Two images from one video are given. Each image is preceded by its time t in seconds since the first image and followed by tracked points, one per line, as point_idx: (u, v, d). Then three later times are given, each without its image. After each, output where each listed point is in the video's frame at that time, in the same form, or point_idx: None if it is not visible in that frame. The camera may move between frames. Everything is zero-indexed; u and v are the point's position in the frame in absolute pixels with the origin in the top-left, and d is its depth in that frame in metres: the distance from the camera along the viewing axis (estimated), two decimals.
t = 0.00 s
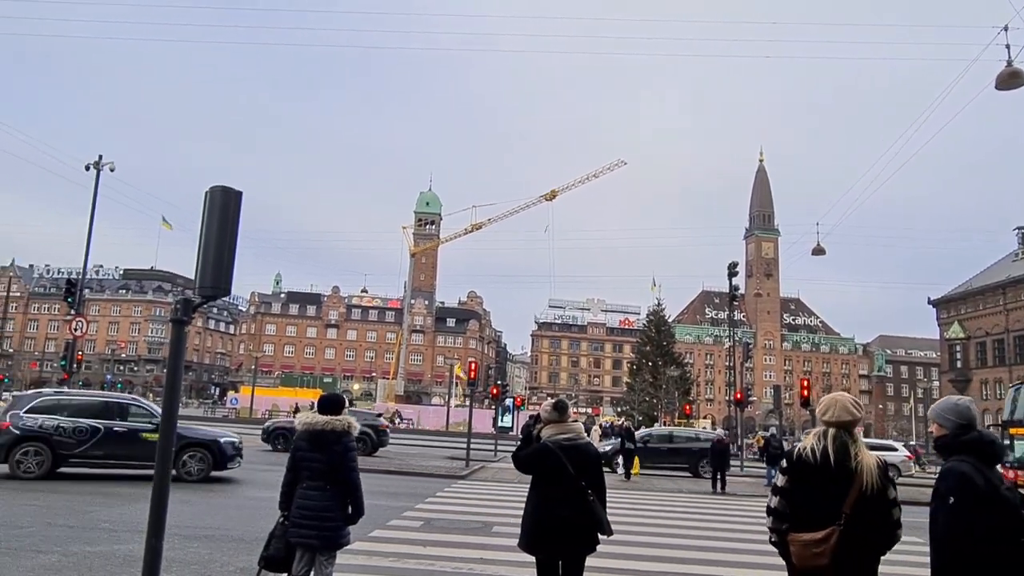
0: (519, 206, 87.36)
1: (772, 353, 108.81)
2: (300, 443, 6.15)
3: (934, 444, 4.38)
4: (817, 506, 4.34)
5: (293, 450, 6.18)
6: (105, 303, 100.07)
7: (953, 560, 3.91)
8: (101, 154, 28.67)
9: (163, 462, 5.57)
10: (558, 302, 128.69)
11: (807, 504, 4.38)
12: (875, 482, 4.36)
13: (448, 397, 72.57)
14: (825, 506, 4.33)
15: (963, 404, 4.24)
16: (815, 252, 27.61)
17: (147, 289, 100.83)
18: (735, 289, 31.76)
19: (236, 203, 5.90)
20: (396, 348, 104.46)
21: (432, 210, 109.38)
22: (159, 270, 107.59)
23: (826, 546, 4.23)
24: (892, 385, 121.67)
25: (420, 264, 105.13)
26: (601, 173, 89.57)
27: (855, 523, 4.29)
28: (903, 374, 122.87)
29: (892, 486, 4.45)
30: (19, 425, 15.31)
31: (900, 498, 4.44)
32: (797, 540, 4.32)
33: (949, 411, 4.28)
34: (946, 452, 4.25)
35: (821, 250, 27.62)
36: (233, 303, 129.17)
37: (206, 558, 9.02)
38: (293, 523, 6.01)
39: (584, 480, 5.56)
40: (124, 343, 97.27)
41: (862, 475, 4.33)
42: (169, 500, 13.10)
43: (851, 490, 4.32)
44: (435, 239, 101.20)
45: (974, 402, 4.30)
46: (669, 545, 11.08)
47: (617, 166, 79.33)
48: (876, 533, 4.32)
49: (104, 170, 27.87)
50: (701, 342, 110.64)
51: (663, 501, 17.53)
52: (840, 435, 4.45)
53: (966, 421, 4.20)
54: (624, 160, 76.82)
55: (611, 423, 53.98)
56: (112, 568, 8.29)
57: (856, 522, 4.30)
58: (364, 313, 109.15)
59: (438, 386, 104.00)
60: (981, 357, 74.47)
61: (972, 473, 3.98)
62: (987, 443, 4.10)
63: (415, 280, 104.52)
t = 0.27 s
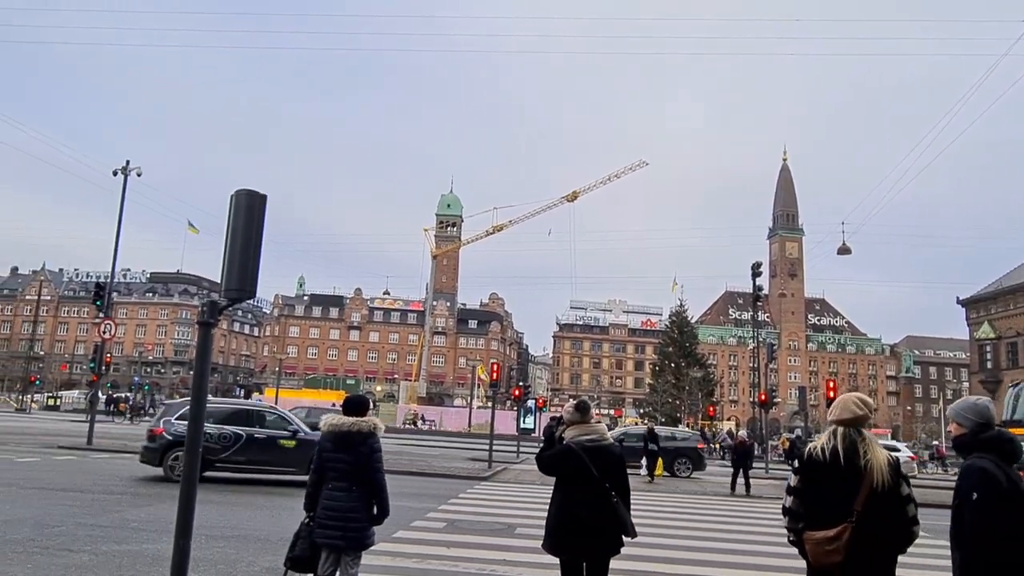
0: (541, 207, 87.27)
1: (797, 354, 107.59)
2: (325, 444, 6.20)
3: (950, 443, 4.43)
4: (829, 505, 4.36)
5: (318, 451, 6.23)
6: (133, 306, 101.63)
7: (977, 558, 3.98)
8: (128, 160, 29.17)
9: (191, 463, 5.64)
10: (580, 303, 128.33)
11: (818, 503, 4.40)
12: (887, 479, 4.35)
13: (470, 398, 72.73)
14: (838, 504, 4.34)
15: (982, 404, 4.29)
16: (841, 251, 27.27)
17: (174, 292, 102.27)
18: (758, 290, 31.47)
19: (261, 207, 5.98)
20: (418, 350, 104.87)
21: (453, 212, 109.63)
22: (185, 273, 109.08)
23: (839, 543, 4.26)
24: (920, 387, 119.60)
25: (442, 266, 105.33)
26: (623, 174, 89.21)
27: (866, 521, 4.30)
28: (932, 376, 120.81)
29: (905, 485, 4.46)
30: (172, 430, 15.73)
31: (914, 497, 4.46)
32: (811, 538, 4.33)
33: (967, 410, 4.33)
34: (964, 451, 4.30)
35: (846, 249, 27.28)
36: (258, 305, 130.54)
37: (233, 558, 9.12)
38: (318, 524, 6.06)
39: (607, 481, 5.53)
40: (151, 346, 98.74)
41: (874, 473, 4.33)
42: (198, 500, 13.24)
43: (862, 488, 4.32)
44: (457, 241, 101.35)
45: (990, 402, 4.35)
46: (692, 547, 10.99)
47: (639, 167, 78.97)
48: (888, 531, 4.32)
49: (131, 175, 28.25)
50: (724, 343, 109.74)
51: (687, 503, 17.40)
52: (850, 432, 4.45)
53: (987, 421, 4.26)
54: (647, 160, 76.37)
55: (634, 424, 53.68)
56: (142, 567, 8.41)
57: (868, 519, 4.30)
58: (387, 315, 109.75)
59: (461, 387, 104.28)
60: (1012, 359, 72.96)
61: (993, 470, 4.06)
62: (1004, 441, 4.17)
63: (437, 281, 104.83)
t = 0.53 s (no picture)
0: (559, 209, 87.14)
1: (819, 355, 106.57)
2: (347, 445, 6.24)
3: (970, 444, 4.36)
4: (837, 503, 4.34)
5: (340, 452, 6.27)
6: (156, 309, 102.91)
7: (995, 556, 3.91)
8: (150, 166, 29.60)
9: (214, 466, 5.70)
10: (599, 304, 127.93)
11: (828, 502, 4.36)
12: (894, 477, 4.28)
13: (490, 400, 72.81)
14: (844, 502, 4.32)
15: (1001, 404, 4.22)
16: (865, 251, 26.93)
17: (196, 295, 103.46)
18: (779, 290, 31.17)
19: (282, 209, 6.02)
20: (437, 352, 105.15)
21: (471, 214, 109.83)
22: (207, 276, 110.34)
23: (846, 542, 4.22)
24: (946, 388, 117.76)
25: (460, 268, 105.31)
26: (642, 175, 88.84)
27: (874, 520, 4.23)
28: (958, 376, 118.91)
29: (917, 484, 4.37)
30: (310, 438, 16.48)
31: (928, 498, 4.38)
32: (820, 535, 4.30)
33: (986, 411, 4.26)
34: (982, 451, 4.22)
35: (869, 249, 26.92)
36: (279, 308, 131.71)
37: (256, 559, 9.19)
38: (340, 525, 6.09)
39: (626, 483, 5.49)
40: (174, 348, 99.98)
41: (885, 471, 4.28)
42: (223, 500, 13.39)
43: (871, 486, 4.28)
44: (475, 242, 101.47)
45: (1010, 402, 4.27)
46: (713, 550, 10.89)
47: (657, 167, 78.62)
48: (897, 530, 4.24)
49: (153, 180, 28.66)
50: (745, 344, 108.90)
51: (708, 506, 17.26)
52: (862, 432, 4.42)
53: (1005, 421, 4.18)
54: (665, 160, 75.99)
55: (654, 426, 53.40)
56: (167, 567, 8.51)
57: (877, 519, 4.24)
58: (406, 317, 110.24)
59: (480, 389, 104.28)
60: None
61: (1009, 470, 3.98)
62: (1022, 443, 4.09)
63: (456, 283, 104.91)
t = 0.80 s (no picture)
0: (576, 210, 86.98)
1: (839, 356, 105.55)
2: (366, 447, 6.26)
3: (991, 447, 4.30)
4: (854, 504, 4.29)
5: (360, 454, 6.29)
6: (177, 311, 104.03)
7: (1016, 559, 3.85)
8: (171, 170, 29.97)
9: (236, 468, 5.75)
10: (616, 305, 127.45)
11: (845, 503, 4.32)
12: (912, 479, 4.22)
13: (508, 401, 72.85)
14: (861, 503, 4.27)
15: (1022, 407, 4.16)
16: (886, 250, 26.64)
17: (216, 298, 104.50)
18: (799, 291, 30.91)
19: (302, 211, 6.06)
20: (455, 353, 105.39)
21: (488, 215, 109.98)
22: (226, 278, 111.39)
23: (863, 544, 4.17)
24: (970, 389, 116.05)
25: (478, 270, 105.51)
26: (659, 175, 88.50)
27: (892, 521, 4.19)
28: (982, 377, 117.17)
29: (935, 486, 4.31)
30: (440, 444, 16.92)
31: (947, 500, 4.32)
32: (837, 537, 4.25)
33: (1009, 414, 4.19)
34: (1003, 454, 4.17)
35: (890, 248, 26.63)
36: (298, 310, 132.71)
37: (277, 559, 9.28)
38: (360, 527, 6.12)
39: (645, 485, 5.47)
40: (195, 350, 101.04)
41: (903, 473, 4.23)
42: (244, 500, 13.50)
43: (889, 487, 4.22)
44: (492, 244, 101.53)
45: None
46: (731, 552, 10.80)
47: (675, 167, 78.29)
48: (915, 531, 4.19)
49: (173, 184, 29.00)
50: (764, 345, 108.08)
51: (729, 508, 17.13)
52: (880, 433, 4.37)
53: None
54: (683, 160, 75.62)
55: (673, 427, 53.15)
56: (190, 567, 8.61)
57: (895, 520, 4.19)
58: (424, 319, 110.69)
59: (498, 390, 104.42)
60: None
61: None
62: None
63: (473, 285, 105.08)
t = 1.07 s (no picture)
0: (594, 210, 86.64)
1: (862, 356, 104.39)
2: (387, 447, 6.28)
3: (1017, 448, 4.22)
4: (876, 505, 4.23)
5: (381, 452, 6.32)
6: (198, 313, 105.10)
7: None
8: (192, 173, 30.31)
9: (258, 470, 5.80)
10: (635, 305, 126.94)
11: (867, 503, 4.27)
12: (935, 481, 4.15)
13: (527, 401, 72.82)
14: (884, 504, 4.21)
15: None
16: (910, 249, 26.29)
17: (237, 300, 105.41)
18: (821, 290, 30.58)
19: (323, 213, 6.11)
20: (474, 354, 105.54)
21: (506, 216, 110.04)
22: (247, 280, 112.45)
23: (887, 546, 4.11)
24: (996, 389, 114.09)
25: (496, 271, 105.55)
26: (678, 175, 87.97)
27: (914, 522, 4.13)
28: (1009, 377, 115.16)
29: (959, 488, 4.23)
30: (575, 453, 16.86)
31: (970, 501, 4.25)
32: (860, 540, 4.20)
33: None
34: None
35: (914, 246, 26.28)
36: (318, 312, 133.64)
37: (299, 560, 9.33)
38: (382, 527, 6.14)
39: (665, 486, 5.44)
40: (216, 352, 102.03)
41: (923, 475, 4.16)
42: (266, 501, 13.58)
43: (910, 489, 4.16)
44: (510, 245, 101.51)
45: None
46: (754, 555, 10.69)
47: (694, 166, 77.78)
48: (937, 531, 4.13)
49: (194, 188, 29.35)
50: (785, 345, 107.10)
51: (751, 509, 16.95)
52: (902, 436, 4.31)
53: None
54: (702, 159, 75.10)
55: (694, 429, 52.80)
56: (213, 567, 8.68)
57: (916, 522, 4.14)
58: (442, 320, 111.04)
59: (516, 391, 104.35)
60: None
61: None
62: None
63: (491, 286, 105.12)
